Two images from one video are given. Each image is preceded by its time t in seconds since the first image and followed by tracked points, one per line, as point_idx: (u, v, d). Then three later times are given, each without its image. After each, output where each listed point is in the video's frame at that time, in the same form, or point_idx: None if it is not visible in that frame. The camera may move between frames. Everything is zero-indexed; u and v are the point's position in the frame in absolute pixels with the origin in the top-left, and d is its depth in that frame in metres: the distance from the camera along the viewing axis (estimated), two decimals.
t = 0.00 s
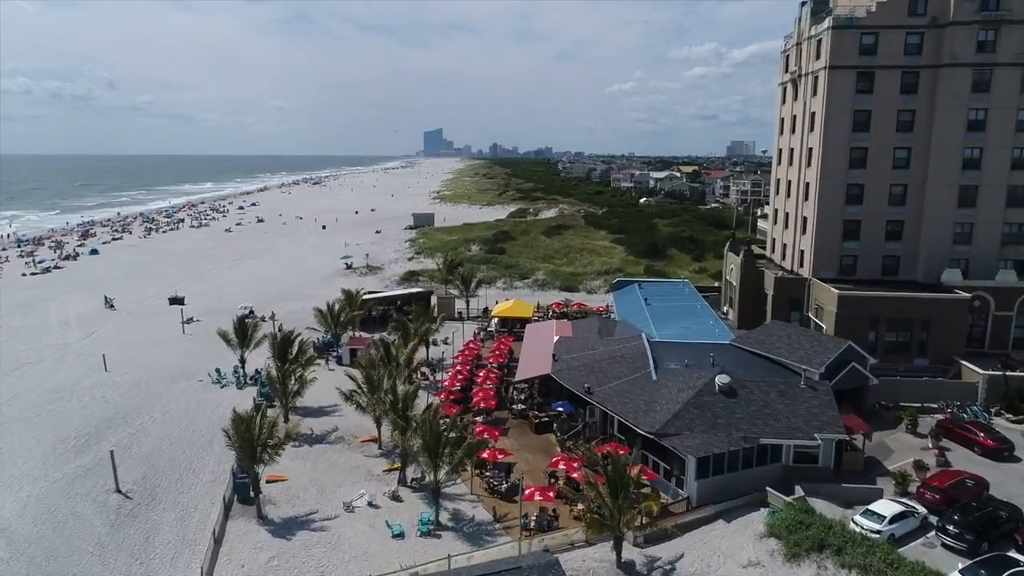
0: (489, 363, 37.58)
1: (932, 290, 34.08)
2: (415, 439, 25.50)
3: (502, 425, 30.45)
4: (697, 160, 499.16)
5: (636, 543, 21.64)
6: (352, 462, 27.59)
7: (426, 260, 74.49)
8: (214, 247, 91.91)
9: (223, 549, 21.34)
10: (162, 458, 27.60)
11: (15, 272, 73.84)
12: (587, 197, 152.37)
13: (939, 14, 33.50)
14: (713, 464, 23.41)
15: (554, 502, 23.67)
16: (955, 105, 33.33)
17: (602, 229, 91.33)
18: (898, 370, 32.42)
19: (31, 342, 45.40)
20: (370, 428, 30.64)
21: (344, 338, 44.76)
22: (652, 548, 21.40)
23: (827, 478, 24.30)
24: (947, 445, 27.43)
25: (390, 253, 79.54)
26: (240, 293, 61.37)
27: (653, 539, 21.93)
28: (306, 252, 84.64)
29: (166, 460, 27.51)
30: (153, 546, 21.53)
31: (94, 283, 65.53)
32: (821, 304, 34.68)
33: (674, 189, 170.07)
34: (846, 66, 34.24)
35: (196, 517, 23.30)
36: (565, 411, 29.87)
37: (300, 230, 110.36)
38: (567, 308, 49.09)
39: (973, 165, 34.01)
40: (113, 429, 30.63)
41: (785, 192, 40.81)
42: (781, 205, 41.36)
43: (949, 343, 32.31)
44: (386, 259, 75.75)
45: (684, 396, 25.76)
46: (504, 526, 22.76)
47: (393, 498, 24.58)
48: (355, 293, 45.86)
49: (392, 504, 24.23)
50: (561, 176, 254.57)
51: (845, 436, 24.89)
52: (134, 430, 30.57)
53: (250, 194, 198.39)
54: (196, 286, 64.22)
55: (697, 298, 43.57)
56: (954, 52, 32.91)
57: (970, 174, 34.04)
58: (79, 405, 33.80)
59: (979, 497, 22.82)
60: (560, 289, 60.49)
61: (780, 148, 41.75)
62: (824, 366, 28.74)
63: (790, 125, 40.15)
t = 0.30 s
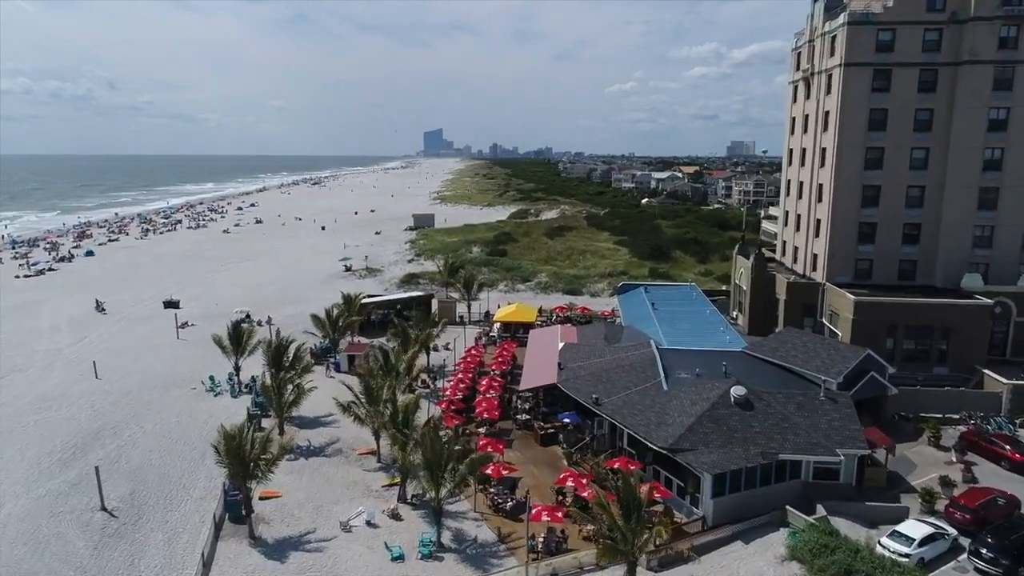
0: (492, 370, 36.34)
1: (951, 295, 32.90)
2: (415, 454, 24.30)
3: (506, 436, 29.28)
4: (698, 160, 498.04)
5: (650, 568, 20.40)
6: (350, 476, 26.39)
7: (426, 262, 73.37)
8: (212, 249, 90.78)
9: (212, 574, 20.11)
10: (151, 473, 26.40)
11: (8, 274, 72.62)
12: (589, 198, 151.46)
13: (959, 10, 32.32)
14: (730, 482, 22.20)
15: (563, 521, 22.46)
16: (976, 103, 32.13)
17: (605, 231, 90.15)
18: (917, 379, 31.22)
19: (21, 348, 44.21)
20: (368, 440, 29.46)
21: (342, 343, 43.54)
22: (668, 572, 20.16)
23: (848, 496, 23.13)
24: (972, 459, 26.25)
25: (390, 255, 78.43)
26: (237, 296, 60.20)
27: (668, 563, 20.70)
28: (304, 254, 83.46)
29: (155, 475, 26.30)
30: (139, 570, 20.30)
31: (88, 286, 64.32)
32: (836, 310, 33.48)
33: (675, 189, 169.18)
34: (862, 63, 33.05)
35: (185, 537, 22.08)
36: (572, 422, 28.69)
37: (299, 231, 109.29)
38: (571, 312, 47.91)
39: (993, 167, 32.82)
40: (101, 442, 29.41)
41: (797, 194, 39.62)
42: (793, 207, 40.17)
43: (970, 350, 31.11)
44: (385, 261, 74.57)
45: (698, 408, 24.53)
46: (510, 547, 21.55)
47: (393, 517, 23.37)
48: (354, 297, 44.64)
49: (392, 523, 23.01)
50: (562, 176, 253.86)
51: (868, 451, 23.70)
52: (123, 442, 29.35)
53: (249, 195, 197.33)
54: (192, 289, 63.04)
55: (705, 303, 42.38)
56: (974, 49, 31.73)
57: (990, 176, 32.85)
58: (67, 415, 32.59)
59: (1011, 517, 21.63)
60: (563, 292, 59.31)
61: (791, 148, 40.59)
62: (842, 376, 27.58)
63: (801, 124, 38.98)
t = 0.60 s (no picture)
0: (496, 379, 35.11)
1: (971, 301, 31.71)
2: (415, 471, 23.08)
3: (510, 449, 28.07)
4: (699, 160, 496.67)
5: None
6: (347, 492, 25.19)
7: (426, 264, 72.20)
8: (209, 251, 89.56)
9: None
10: (139, 489, 25.18)
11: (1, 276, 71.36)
12: (590, 199, 150.35)
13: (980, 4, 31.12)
14: (748, 501, 21.00)
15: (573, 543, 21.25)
16: (998, 102, 30.93)
17: (607, 232, 88.93)
18: (938, 389, 30.02)
19: (9, 353, 42.97)
20: (366, 453, 28.24)
21: (340, 349, 42.34)
22: None
23: (873, 515, 21.93)
24: (1000, 474, 25.05)
25: (390, 257, 77.25)
26: (233, 299, 58.98)
27: None
28: (303, 256, 82.26)
29: (143, 491, 25.09)
30: None
31: (82, 289, 63.10)
32: (852, 316, 32.27)
33: (677, 190, 168.14)
34: (879, 60, 31.85)
35: (172, 560, 20.86)
36: (579, 435, 27.48)
37: (298, 232, 108.17)
38: (575, 317, 46.73)
39: (1015, 167, 31.63)
40: (87, 455, 28.20)
41: (809, 196, 38.42)
42: (805, 209, 38.97)
43: (993, 359, 29.92)
44: (385, 263, 73.38)
45: (712, 422, 23.31)
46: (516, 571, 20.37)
47: (392, 537, 22.16)
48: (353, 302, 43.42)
49: (391, 544, 21.80)
50: (562, 177, 252.87)
51: (893, 468, 22.50)
52: (110, 456, 28.15)
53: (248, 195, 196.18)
54: (188, 292, 61.85)
55: (715, 309, 41.15)
56: (996, 45, 30.53)
57: (1012, 177, 31.65)
58: (53, 426, 31.37)
59: None
60: (566, 295, 58.10)
61: (803, 149, 39.38)
62: (862, 387, 26.39)
63: (814, 124, 37.78)
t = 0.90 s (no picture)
0: (499, 388, 33.91)
1: (994, 307, 30.51)
2: (415, 489, 21.86)
3: (515, 464, 26.87)
4: (700, 161, 495.70)
5: None
6: (344, 510, 23.99)
7: (427, 266, 71.08)
8: (207, 253, 88.44)
9: None
10: (125, 507, 23.97)
11: None
12: (592, 199, 149.25)
13: None
14: (769, 523, 19.80)
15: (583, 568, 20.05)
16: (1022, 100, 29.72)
17: (610, 234, 87.75)
18: (960, 399, 28.83)
19: None
20: (364, 468, 27.03)
21: (338, 356, 41.12)
22: None
23: (900, 537, 20.73)
24: None
25: (390, 259, 76.07)
26: (229, 303, 57.83)
27: None
28: (301, 258, 81.05)
29: (129, 509, 23.89)
30: None
31: (76, 292, 61.89)
32: (870, 323, 31.06)
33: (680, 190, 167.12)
34: (898, 57, 30.66)
35: None
36: (587, 449, 26.29)
37: (296, 233, 107.08)
38: (580, 322, 45.52)
39: None
40: (72, 470, 27.02)
41: (821, 197, 37.22)
42: (817, 211, 37.78)
43: (1017, 368, 28.73)
44: (384, 266, 72.18)
45: (729, 437, 22.11)
46: None
47: (391, 560, 20.94)
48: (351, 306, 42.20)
49: (390, 568, 20.60)
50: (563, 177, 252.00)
51: (920, 486, 21.30)
52: (97, 471, 26.97)
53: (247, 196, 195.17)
54: (183, 295, 60.71)
55: (724, 314, 39.96)
56: (1021, 41, 29.33)
57: None
58: (38, 438, 30.18)
59: None
60: (570, 299, 56.91)
61: (815, 149, 38.17)
62: (883, 399, 25.21)
63: (828, 123, 36.58)
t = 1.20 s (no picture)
0: (502, 397, 32.74)
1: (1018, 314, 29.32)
2: (414, 510, 20.58)
3: (519, 479, 25.71)
4: (701, 161, 494.55)
5: None
6: (340, 529, 22.78)
7: (427, 268, 69.93)
8: (203, 254, 87.23)
9: None
10: (109, 527, 22.78)
11: None
12: (593, 199, 148.16)
13: None
14: (791, 547, 18.61)
15: None
16: None
17: (612, 235, 86.53)
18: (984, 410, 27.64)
19: None
20: (361, 483, 25.82)
21: (336, 362, 39.92)
22: None
23: (930, 560, 19.56)
24: None
25: (389, 260, 74.91)
26: (225, 306, 56.60)
27: None
28: (299, 260, 79.87)
29: (113, 528, 22.69)
30: None
31: (69, 295, 60.63)
32: (888, 329, 29.85)
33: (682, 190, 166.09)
34: (917, 54, 29.46)
35: None
36: (594, 463, 25.11)
37: (295, 234, 105.90)
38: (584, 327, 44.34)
39: None
40: (56, 486, 25.83)
41: (835, 199, 36.03)
42: (831, 214, 36.58)
43: None
44: (384, 268, 70.96)
45: (747, 454, 20.90)
46: None
47: None
48: (349, 312, 41.02)
49: None
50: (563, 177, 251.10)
51: (951, 506, 20.10)
52: (81, 487, 25.78)
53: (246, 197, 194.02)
54: (178, 298, 59.50)
55: (734, 319, 38.77)
56: None
57: None
58: (22, 451, 29.00)
59: None
60: (573, 303, 55.68)
61: (829, 149, 36.97)
62: (906, 412, 24.03)
63: (842, 122, 35.38)
